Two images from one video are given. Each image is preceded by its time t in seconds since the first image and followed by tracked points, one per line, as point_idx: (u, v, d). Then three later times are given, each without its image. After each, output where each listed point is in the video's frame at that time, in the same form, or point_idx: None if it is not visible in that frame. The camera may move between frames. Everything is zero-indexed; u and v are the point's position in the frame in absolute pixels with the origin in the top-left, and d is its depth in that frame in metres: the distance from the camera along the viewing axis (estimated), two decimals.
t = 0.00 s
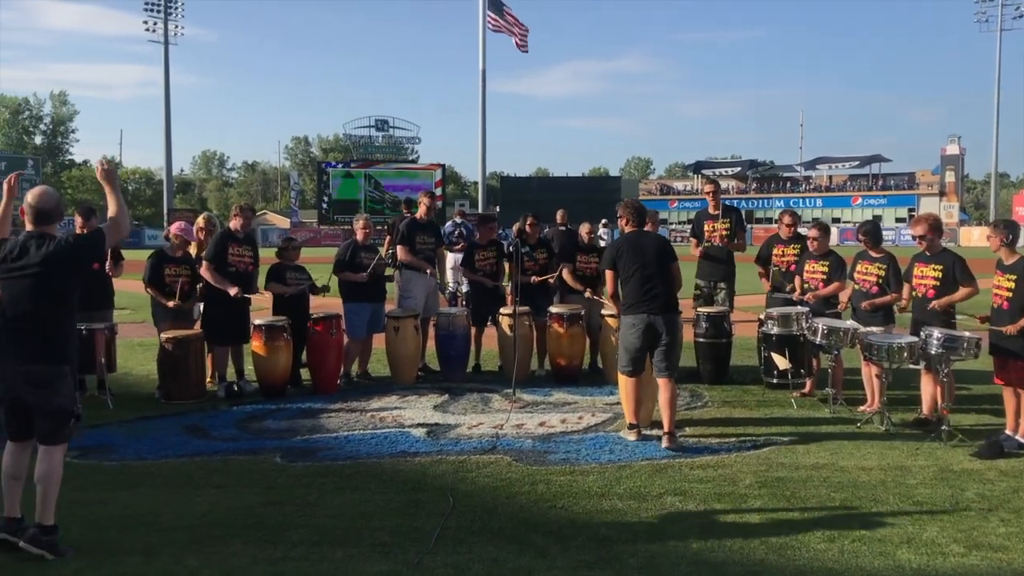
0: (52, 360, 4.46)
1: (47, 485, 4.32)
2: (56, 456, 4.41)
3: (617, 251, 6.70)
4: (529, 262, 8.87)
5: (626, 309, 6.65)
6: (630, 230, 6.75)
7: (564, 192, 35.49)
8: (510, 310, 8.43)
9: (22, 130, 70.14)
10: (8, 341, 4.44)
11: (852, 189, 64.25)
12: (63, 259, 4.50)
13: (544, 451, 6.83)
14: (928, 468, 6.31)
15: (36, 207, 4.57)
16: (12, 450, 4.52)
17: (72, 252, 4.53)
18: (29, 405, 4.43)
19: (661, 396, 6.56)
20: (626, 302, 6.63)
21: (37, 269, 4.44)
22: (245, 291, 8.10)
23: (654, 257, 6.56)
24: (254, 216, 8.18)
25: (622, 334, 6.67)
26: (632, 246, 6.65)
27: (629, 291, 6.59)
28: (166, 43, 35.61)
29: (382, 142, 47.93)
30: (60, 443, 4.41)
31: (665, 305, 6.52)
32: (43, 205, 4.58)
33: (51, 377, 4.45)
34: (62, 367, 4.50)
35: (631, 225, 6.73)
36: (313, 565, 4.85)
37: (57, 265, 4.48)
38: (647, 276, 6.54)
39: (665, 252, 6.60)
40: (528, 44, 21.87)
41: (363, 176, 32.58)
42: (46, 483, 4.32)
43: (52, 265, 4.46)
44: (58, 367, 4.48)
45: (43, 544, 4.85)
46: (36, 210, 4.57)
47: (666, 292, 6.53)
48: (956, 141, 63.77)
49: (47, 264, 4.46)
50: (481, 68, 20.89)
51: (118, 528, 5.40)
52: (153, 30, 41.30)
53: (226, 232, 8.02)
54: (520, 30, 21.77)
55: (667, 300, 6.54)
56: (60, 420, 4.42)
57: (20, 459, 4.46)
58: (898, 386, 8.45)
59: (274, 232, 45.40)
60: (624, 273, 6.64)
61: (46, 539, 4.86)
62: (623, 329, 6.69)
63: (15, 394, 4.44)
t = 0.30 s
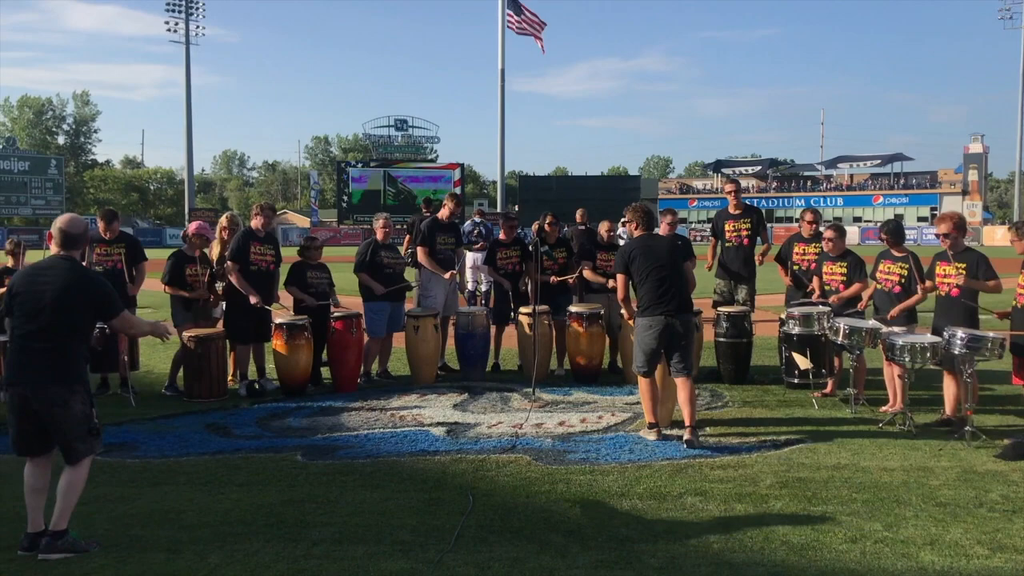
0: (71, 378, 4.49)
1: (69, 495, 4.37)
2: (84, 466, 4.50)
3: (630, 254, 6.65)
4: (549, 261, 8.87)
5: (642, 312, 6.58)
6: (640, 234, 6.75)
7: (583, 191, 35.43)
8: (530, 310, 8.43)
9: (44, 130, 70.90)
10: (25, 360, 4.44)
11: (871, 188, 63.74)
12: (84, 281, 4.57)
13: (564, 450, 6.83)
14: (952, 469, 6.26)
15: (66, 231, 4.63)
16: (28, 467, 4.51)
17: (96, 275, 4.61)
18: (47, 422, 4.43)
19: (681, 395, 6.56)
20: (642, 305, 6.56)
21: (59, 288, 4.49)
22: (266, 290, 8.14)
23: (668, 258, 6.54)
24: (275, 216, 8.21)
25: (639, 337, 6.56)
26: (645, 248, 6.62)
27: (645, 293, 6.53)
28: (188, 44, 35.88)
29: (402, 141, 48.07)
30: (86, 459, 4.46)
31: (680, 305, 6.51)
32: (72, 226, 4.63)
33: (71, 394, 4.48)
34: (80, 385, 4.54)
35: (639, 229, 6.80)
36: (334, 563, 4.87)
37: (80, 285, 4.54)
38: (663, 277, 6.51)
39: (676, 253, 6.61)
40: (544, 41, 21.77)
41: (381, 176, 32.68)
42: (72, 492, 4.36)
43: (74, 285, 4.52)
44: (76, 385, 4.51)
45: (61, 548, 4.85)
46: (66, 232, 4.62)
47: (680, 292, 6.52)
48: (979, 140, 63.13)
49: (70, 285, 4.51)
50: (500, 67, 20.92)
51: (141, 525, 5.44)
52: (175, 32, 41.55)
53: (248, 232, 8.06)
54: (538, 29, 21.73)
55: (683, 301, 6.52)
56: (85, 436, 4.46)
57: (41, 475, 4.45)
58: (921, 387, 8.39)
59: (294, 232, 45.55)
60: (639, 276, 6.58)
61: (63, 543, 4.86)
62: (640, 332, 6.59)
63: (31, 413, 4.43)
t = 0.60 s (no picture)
0: (90, 378, 4.54)
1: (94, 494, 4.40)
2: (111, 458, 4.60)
3: (645, 257, 6.63)
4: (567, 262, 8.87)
5: (656, 316, 6.56)
6: (654, 237, 6.71)
7: (600, 191, 35.35)
8: (547, 310, 8.43)
9: (64, 132, 71.61)
10: (43, 361, 4.45)
11: (888, 188, 63.36)
12: (100, 285, 4.62)
13: (582, 451, 6.82)
14: (973, 471, 6.21)
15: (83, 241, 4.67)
16: (47, 467, 4.52)
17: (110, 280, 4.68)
18: (67, 422, 4.46)
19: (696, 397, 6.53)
20: (656, 310, 6.54)
21: (77, 291, 4.54)
22: (285, 290, 8.18)
23: (683, 262, 6.51)
24: (294, 216, 8.25)
25: (653, 341, 6.54)
26: (659, 251, 6.58)
27: (659, 297, 6.51)
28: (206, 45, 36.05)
29: (421, 142, 48.19)
30: (106, 457, 4.52)
31: (695, 309, 6.48)
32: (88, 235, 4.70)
33: (90, 394, 4.52)
34: (98, 384, 4.58)
35: (653, 230, 6.77)
36: (353, 563, 4.88)
37: (96, 288, 4.60)
38: (677, 281, 6.48)
39: (691, 257, 6.57)
40: (561, 38, 21.66)
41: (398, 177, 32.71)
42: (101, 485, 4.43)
43: (91, 289, 4.58)
44: (94, 385, 4.56)
45: (86, 539, 4.91)
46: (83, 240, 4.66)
47: (694, 296, 6.50)
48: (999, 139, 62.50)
49: (86, 288, 4.57)
50: (518, 68, 20.92)
51: (162, 523, 5.47)
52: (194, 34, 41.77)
53: (267, 232, 8.09)
54: (554, 29, 21.68)
55: (697, 305, 6.50)
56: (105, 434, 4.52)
57: (61, 474, 4.48)
58: (942, 389, 8.33)
59: (312, 232, 45.72)
60: (653, 280, 6.56)
61: (88, 534, 4.92)
62: (654, 336, 6.57)
63: (48, 413, 4.44)
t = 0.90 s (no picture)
0: (105, 383, 4.57)
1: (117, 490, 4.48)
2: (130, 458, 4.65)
3: (657, 250, 6.65)
4: (582, 265, 8.88)
5: (669, 309, 6.55)
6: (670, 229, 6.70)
7: (615, 193, 35.28)
8: (562, 313, 8.44)
9: (81, 135, 72.16)
10: (59, 367, 4.48)
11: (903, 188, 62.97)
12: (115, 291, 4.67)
13: (598, 454, 6.82)
14: (992, 476, 6.17)
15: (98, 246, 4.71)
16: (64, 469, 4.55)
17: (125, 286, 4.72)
18: (83, 427, 4.49)
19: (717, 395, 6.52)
20: (670, 302, 6.54)
21: (94, 296, 4.58)
22: (301, 293, 8.23)
23: (696, 254, 6.51)
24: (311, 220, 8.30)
25: (668, 335, 6.52)
26: (672, 244, 6.59)
27: (673, 290, 6.51)
28: (222, 48, 36.20)
29: (435, 144, 48.21)
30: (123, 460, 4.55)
31: (709, 302, 6.46)
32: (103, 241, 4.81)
33: (105, 399, 4.55)
34: (112, 389, 4.61)
35: (672, 220, 6.73)
36: (370, 565, 4.90)
37: (112, 294, 4.64)
38: (690, 273, 6.48)
39: (705, 249, 6.57)
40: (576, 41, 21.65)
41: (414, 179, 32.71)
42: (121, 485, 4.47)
43: (106, 294, 4.62)
44: (109, 389, 4.59)
45: (106, 535, 4.96)
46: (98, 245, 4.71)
47: (708, 288, 6.48)
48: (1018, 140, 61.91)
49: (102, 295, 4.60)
50: (532, 71, 20.94)
51: (180, 525, 5.51)
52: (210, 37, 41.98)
53: (283, 235, 8.15)
54: (569, 31, 21.67)
55: (711, 297, 6.48)
56: (121, 439, 4.55)
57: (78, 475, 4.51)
58: (960, 393, 8.27)
59: (327, 234, 45.85)
60: (666, 273, 6.56)
61: (108, 530, 4.97)
62: (668, 330, 6.56)
63: (64, 418, 4.47)
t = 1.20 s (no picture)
0: (115, 387, 4.56)
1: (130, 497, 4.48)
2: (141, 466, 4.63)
3: (679, 262, 6.59)
4: (596, 268, 8.86)
5: (689, 322, 6.56)
6: (690, 241, 6.65)
7: (628, 195, 35.20)
8: (576, 316, 8.43)
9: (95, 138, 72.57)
10: (69, 370, 4.52)
11: (917, 190, 62.62)
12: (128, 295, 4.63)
13: (611, 457, 6.80)
14: (1010, 480, 6.13)
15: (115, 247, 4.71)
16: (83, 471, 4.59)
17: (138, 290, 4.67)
18: (92, 430, 4.51)
19: (739, 401, 6.46)
20: (690, 315, 6.53)
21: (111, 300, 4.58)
22: (315, 296, 8.24)
23: (717, 268, 6.45)
24: (324, 223, 8.31)
25: (686, 348, 6.55)
26: (693, 256, 6.54)
27: (693, 304, 6.49)
28: (236, 53, 36.25)
29: (448, 147, 48.19)
30: (132, 464, 4.53)
31: (729, 316, 6.44)
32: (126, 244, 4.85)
33: (113, 403, 4.54)
34: (123, 393, 4.60)
35: (689, 235, 6.71)
36: (384, 568, 4.90)
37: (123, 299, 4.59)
38: (710, 288, 6.44)
39: (727, 262, 6.50)
40: (586, 44, 21.63)
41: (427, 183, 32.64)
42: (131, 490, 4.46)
43: (118, 298, 4.58)
44: (119, 393, 4.58)
45: (118, 548, 4.95)
46: (118, 246, 4.73)
47: (729, 303, 6.45)
48: None
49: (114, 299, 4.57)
50: (544, 73, 20.95)
51: (195, 527, 5.52)
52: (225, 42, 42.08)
53: (297, 238, 8.16)
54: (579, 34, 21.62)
55: (732, 311, 6.45)
56: (130, 444, 4.54)
57: (97, 477, 4.53)
58: (977, 396, 8.22)
59: (341, 237, 45.93)
60: (686, 286, 6.54)
61: (120, 543, 4.96)
62: (687, 342, 6.59)
63: (76, 421, 4.51)
